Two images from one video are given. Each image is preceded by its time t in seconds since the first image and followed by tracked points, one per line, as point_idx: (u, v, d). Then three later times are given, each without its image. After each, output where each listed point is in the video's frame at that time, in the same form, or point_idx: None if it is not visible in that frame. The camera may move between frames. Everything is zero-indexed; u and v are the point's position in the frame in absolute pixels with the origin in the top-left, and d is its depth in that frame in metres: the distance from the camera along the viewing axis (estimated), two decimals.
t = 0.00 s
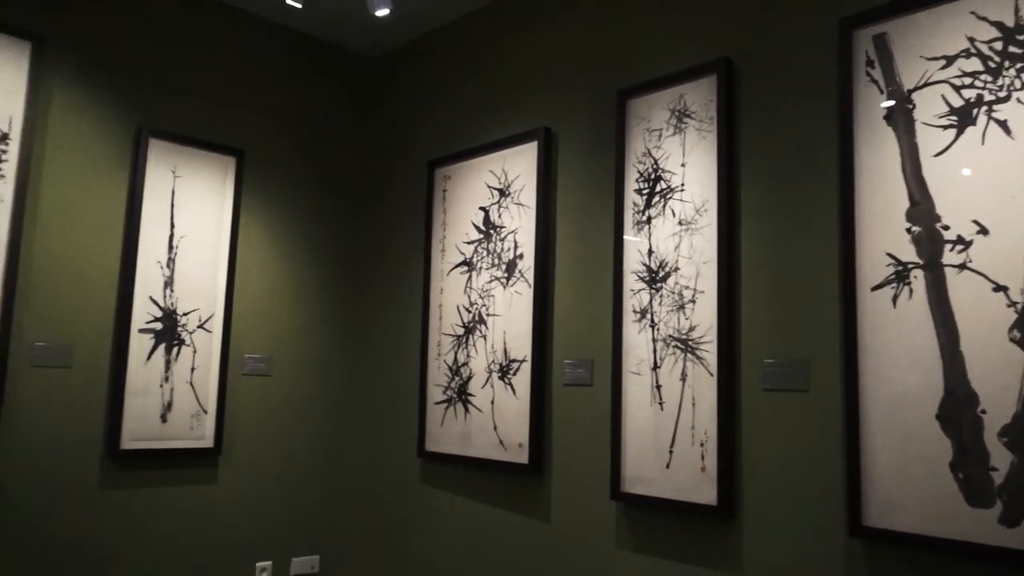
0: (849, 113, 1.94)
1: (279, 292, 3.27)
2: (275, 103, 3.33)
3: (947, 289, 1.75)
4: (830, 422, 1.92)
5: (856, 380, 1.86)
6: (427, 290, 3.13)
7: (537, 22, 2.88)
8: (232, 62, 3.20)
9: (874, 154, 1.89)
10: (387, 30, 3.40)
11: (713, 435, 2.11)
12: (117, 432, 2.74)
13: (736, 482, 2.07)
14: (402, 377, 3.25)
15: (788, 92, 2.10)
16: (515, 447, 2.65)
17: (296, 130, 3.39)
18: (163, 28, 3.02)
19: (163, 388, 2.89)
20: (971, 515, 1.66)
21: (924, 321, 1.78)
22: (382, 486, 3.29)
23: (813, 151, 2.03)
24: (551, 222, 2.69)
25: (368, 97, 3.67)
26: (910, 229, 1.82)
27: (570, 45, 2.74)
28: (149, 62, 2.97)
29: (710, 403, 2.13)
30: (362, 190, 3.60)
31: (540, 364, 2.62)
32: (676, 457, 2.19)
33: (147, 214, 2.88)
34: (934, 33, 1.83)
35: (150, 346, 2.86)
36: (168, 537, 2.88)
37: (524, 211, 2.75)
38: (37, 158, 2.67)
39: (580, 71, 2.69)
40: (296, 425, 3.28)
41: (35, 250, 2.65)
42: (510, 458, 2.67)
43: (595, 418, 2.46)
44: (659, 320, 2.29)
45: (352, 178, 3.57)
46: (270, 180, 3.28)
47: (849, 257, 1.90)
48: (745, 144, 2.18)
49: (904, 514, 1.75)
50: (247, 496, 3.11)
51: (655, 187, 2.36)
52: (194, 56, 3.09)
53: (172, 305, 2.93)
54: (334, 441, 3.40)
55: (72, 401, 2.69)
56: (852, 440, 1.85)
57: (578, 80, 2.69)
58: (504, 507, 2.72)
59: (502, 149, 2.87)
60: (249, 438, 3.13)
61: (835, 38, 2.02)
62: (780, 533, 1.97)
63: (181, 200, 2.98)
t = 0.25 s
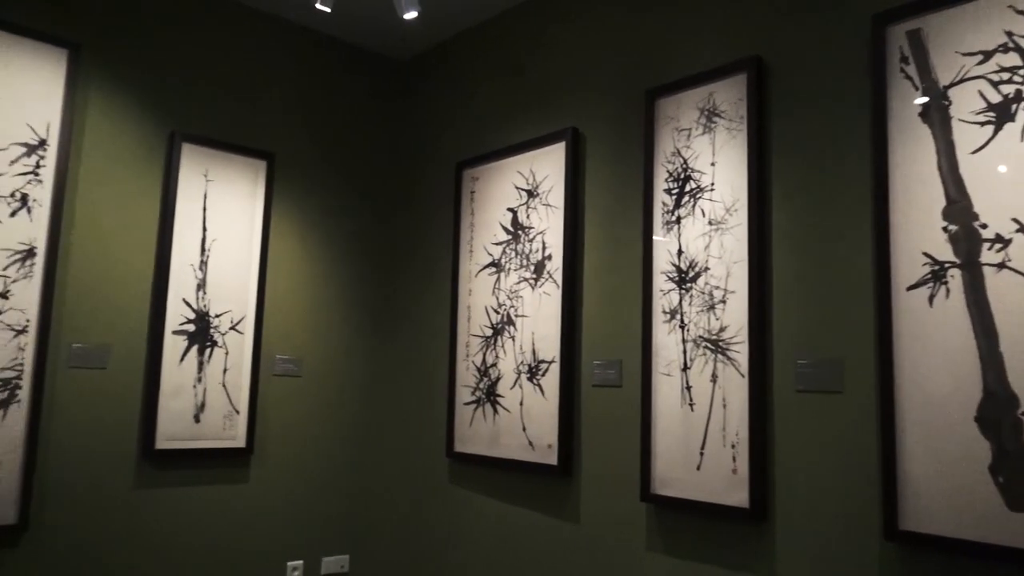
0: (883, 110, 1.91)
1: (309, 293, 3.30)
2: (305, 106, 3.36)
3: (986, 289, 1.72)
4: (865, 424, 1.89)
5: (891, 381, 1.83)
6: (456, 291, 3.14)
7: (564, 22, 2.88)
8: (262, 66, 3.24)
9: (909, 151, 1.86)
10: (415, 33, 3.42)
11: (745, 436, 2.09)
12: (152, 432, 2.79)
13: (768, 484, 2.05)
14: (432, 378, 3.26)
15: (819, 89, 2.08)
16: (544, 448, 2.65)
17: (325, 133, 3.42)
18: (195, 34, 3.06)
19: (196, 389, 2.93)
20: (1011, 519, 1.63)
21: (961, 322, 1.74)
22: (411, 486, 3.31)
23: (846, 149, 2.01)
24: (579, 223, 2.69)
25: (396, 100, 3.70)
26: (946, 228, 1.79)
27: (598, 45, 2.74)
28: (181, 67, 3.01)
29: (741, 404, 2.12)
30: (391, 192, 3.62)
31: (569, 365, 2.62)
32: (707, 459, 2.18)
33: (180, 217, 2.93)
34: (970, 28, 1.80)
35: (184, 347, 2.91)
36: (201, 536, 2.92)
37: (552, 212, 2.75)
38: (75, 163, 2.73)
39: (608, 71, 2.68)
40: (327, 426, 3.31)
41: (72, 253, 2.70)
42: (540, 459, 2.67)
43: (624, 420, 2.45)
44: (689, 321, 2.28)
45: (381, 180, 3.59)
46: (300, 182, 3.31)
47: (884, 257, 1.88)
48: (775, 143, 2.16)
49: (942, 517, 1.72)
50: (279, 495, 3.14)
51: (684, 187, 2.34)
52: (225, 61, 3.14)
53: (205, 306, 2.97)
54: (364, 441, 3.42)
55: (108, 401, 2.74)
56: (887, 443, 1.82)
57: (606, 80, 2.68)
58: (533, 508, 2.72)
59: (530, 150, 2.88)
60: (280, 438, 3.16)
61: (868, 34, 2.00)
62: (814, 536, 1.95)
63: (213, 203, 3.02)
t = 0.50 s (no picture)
0: (910, 107, 1.89)
1: (333, 295, 3.33)
2: (329, 108, 3.39)
3: (1018, 287, 1.69)
4: (893, 424, 1.87)
5: (920, 381, 1.81)
6: (479, 291, 3.14)
7: (586, 22, 2.87)
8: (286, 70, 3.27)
9: (938, 148, 1.84)
10: (437, 35, 3.44)
11: (771, 437, 2.08)
12: (179, 432, 2.82)
13: (795, 486, 2.03)
14: (455, 379, 3.27)
15: (845, 86, 2.06)
16: (568, 449, 2.65)
17: (349, 135, 3.44)
18: (221, 38, 3.10)
19: (223, 389, 2.96)
20: None
21: (992, 321, 1.72)
22: (435, 486, 3.32)
23: (873, 147, 1.98)
24: (602, 223, 2.68)
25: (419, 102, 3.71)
26: (976, 226, 1.76)
27: (620, 45, 2.73)
28: (207, 71, 3.05)
29: (767, 405, 2.10)
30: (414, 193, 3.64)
31: (593, 365, 2.61)
32: (732, 460, 2.16)
33: (207, 220, 2.96)
34: (1001, 23, 1.78)
35: (210, 349, 2.94)
36: (228, 535, 2.95)
37: (575, 212, 2.75)
38: (104, 167, 2.77)
39: (630, 71, 2.68)
40: (351, 426, 3.33)
41: (102, 256, 2.74)
42: (563, 459, 2.66)
43: (648, 420, 2.44)
44: (714, 321, 2.27)
45: (404, 181, 3.61)
46: (324, 185, 3.33)
47: (912, 255, 1.85)
48: (801, 141, 2.14)
49: (974, 519, 1.70)
50: (304, 495, 3.16)
51: (708, 187, 2.33)
52: (250, 65, 3.17)
53: (231, 308, 3.00)
54: (388, 442, 3.44)
55: (137, 401, 2.78)
56: (917, 443, 1.80)
57: (629, 80, 2.68)
58: (556, 508, 2.72)
59: (553, 150, 2.87)
60: (305, 439, 3.19)
61: (895, 30, 1.97)
62: (841, 538, 1.93)
63: (239, 206, 3.05)
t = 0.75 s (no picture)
0: (937, 103, 1.87)
1: (355, 295, 3.35)
2: (350, 110, 3.41)
3: None
4: (920, 423, 1.85)
5: (947, 380, 1.79)
6: (500, 291, 3.15)
7: (606, 21, 2.87)
8: (308, 72, 3.30)
9: (965, 145, 1.82)
10: (457, 35, 3.45)
11: (795, 437, 2.06)
12: (204, 432, 2.85)
13: (820, 486, 2.01)
14: (476, 379, 3.28)
15: (869, 83, 2.04)
16: (590, 448, 2.65)
17: (369, 136, 3.46)
18: (243, 41, 3.13)
19: (247, 389, 2.98)
20: None
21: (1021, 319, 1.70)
22: (457, 485, 3.33)
23: (898, 143, 1.96)
24: (623, 223, 2.68)
25: (439, 103, 3.72)
26: (1005, 223, 1.74)
27: (641, 43, 2.72)
28: (230, 75, 3.08)
29: (791, 405, 2.09)
30: (434, 194, 3.65)
31: (614, 365, 2.61)
32: (755, 460, 2.15)
33: (230, 222, 2.99)
34: None
35: (234, 349, 2.97)
36: (252, 533, 2.98)
37: (596, 212, 2.74)
38: (130, 170, 2.80)
39: (651, 69, 2.67)
40: (373, 426, 3.35)
41: (128, 258, 2.78)
42: (585, 459, 2.66)
43: (671, 420, 2.43)
44: (737, 320, 2.25)
45: (424, 182, 3.62)
46: (345, 186, 3.36)
47: (939, 253, 1.83)
48: (824, 138, 2.12)
49: (1004, 520, 1.68)
50: (327, 494, 3.19)
51: (730, 185, 2.32)
52: (272, 68, 3.20)
53: (254, 309, 3.02)
54: (409, 441, 3.46)
55: (163, 401, 2.81)
56: (945, 443, 1.78)
57: (649, 78, 2.67)
58: (578, 508, 2.71)
59: (573, 150, 2.87)
60: (328, 438, 3.21)
61: (920, 26, 1.95)
62: (867, 539, 1.91)
63: (262, 207, 3.08)
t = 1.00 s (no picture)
0: (963, 99, 1.85)
1: (376, 295, 3.36)
2: (370, 110, 3.42)
3: None
4: (947, 422, 1.82)
5: (974, 379, 1.77)
6: (520, 291, 3.15)
7: (626, 20, 2.86)
8: (329, 73, 3.32)
9: (992, 140, 1.80)
10: (476, 35, 3.45)
11: (819, 437, 2.04)
12: (228, 431, 2.88)
13: (844, 486, 2.00)
14: (497, 378, 3.28)
15: (893, 79, 2.02)
16: (611, 448, 2.64)
17: (389, 137, 3.48)
18: (265, 43, 3.15)
19: (269, 389, 3.01)
20: None
21: None
22: (477, 485, 3.34)
23: (923, 139, 1.94)
24: (644, 222, 2.67)
25: (459, 103, 3.73)
26: None
27: (661, 41, 2.71)
28: (252, 77, 3.10)
29: (814, 404, 2.07)
30: (454, 194, 3.66)
31: (636, 364, 2.60)
32: (779, 459, 2.13)
33: (252, 223, 3.02)
34: None
35: (257, 349, 2.99)
36: (276, 531, 3.00)
37: (616, 211, 2.74)
38: (154, 172, 2.84)
39: (671, 67, 2.66)
40: (395, 425, 3.36)
41: (152, 259, 2.81)
42: (606, 459, 2.66)
43: (692, 420, 2.42)
44: (759, 319, 2.24)
45: (444, 182, 3.63)
46: (366, 186, 3.37)
47: (966, 250, 1.81)
48: (848, 135, 2.10)
49: None
50: (349, 493, 3.20)
51: (751, 183, 2.31)
52: (293, 70, 3.22)
53: (276, 309, 3.05)
54: (430, 440, 3.47)
55: (187, 401, 2.84)
56: (972, 442, 1.76)
57: (669, 76, 2.66)
58: (599, 508, 2.71)
59: (593, 149, 2.87)
60: (349, 437, 3.23)
61: (945, 20, 1.93)
62: (893, 539, 1.89)
63: (284, 208, 3.10)
